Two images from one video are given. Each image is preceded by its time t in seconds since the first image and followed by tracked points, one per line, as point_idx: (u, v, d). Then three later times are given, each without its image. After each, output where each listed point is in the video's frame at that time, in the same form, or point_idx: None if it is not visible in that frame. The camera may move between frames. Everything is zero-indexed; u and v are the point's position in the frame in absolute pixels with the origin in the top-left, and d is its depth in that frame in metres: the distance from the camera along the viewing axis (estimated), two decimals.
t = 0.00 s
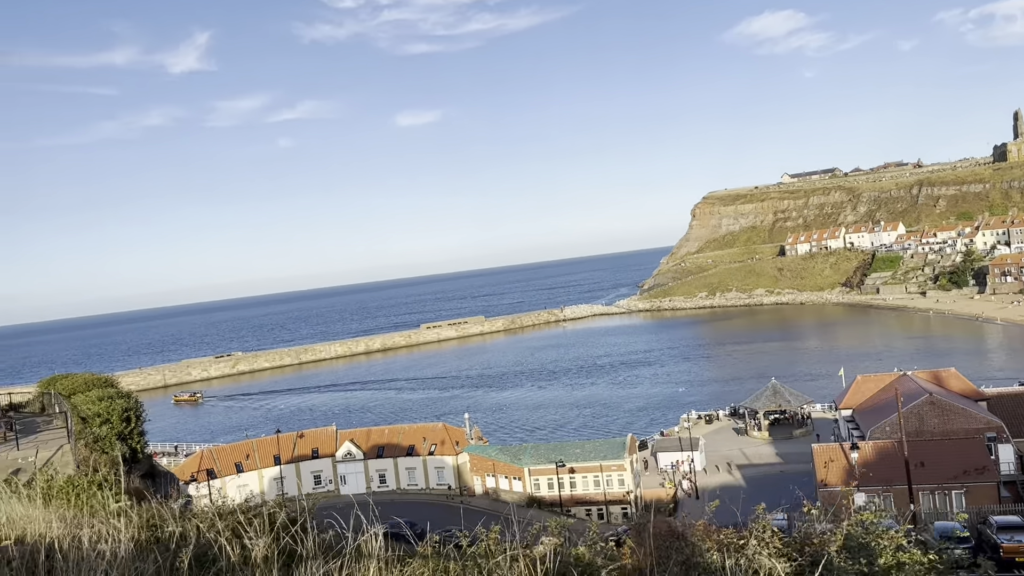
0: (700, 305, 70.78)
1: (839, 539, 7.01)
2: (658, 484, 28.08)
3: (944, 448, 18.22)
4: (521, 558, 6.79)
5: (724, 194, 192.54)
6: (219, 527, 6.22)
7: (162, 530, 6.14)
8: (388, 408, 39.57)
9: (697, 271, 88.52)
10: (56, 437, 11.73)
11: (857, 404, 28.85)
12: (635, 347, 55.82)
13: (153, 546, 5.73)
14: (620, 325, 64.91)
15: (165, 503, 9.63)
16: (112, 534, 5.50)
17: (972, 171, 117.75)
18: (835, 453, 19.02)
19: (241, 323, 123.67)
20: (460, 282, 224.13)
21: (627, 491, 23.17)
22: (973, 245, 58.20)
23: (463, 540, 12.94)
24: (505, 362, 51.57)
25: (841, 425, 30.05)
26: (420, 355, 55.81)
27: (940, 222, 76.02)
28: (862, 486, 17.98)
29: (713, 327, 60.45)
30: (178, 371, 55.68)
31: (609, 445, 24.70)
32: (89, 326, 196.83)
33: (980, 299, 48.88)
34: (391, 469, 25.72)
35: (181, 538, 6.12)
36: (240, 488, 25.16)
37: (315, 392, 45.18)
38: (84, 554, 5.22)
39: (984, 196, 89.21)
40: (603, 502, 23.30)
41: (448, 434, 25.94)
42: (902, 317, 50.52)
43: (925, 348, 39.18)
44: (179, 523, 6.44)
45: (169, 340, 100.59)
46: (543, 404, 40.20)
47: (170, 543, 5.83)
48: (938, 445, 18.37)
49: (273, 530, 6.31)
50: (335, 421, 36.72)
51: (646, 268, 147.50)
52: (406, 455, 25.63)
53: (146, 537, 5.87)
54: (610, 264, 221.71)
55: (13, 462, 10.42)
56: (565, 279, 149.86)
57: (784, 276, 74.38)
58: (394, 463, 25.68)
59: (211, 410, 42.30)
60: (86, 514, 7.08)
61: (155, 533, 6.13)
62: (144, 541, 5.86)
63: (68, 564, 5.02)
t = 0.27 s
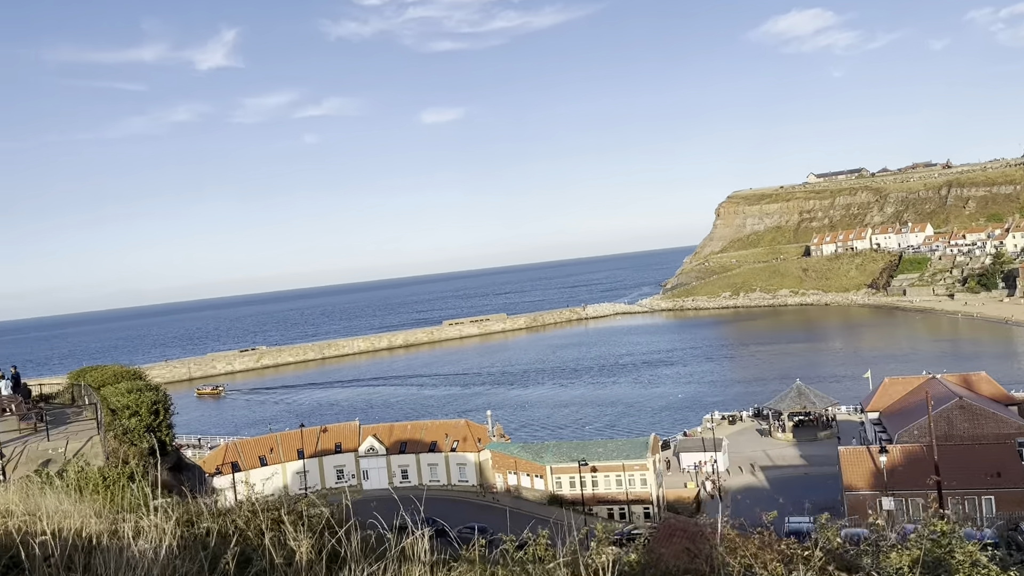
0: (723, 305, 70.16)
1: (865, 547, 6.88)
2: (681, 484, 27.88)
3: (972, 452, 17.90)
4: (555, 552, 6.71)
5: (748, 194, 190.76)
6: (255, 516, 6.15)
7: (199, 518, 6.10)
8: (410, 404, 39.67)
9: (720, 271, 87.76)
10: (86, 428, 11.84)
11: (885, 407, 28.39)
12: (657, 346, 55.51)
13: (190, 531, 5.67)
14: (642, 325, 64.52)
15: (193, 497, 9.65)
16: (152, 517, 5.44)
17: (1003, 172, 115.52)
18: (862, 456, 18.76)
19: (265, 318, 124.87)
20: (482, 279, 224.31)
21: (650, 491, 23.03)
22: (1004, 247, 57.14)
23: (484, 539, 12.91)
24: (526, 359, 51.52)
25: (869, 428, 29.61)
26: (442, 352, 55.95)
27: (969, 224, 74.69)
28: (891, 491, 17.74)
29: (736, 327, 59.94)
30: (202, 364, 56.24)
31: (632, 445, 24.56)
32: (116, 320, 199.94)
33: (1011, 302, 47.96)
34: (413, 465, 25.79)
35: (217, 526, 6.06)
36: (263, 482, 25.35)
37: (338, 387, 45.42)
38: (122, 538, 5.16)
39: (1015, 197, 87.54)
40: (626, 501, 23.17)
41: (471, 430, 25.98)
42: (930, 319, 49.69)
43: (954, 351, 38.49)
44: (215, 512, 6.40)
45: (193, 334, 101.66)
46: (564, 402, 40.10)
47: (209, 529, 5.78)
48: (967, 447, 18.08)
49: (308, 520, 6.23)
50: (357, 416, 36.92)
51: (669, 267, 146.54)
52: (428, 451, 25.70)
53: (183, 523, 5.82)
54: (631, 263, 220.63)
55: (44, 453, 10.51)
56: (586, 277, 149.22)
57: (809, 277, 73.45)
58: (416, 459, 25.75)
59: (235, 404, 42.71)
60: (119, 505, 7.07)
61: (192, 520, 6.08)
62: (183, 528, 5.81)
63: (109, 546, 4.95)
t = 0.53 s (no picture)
0: (745, 306, 69.53)
1: (888, 553, 6.77)
2: (701, 486, 27.67)
3: (1002, 460, 17.51)
4: (585, 552, 6.63)
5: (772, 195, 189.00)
6: (287, 504, 6.08)
7: (232, 505, 6.02)
8: (430, 400, 39.81)
9: (743, 272, 87.00)
10: (112, 419, 11.94)
11: (911, 411, 27.92)
12: (679, 346, 55.15)
13: (226, 520, 5.60)
14: (663, 325, 64.10)
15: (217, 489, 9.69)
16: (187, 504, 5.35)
17: None
18: (888, 461, 18.37)
19: (288, 311, 125.98)
20: (502, 276, 224.26)
21: (671, 492, 22.89)
22: None
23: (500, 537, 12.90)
24: (547, 357, 51.43)
25: (894, 433, 29.14)
26: (462, 348, 56.01)
27: (998, 228, 73.44)
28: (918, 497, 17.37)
29: (758, 329, 59.40)
30: (225, 356, 56.71)
31: (653, 445, 24.39)
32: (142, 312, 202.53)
33: None
34: (433, 461, 25.83)
35: (251, 514, 5.98)
36: (284, 475, 25.53)
37: (359, 382, 45.61)
38: (153, 529, 5.08)
39: None
40: (646, 501, 23.04)
41: (491, 428, 25.97)
42: (958, 323, 48.90)
43: (981, 356, 37.84)
44: (245, 502, 6.33)
45: (216, 327, 102.56)
46: (585, 401, 39.95)
47: (239, 519, 5.69)
48: (996, 455, 17.65)
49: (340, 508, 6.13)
50: (378, 411, 37.06)
51: (691, 267, 145.57)
52: (448, 447, 25.73)
53: (217, 511, 5.73)
54: (652, 263, 219.49)
55: (70, 442, 10.64)
56: (606, 276, 148.48)
57: (833, 279, 72.58)
58: (436, 455, 25.79)
59: (257, 397, 43.03)
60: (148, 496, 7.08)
61: (226, 509, 6.02)
62: (217, 517, 5.74)
63: (143, 536, 4.87)
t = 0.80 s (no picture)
0: (769, 307, 68.75)
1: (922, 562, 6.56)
2: (723, 488, 27.34)
3: None
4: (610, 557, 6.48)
5: (797, 196, 186.78)
6: (313, 499, 5.98)
7: (258, 499, 5.93)
8: (450, 396, 39.82)
9: (768, 274, 86.01)
10: (136, 409, 11.98)
11: (940, 417, 27.36)
12: (701, 347, 54.68)
13: (253, 516, 5.49)
14: (686, 325, 63.57)
15: (239, 482, 9.68)
16: (213, 499, 5.26)
17: None
18: (915, 467, 18.00)
19: (310, 306, 126.88)
20: (523, 274, 223.77)
21: (692, 493, 22.68)
22: None
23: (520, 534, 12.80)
24: (568, 356, 51.23)
25: (921, 438, 28.57)
26: (483, 345, 55.96)
27: None
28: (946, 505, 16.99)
29: (783, 331, 58.68)
30: (248, 349, 57.14)
31: (675, 446, 24.17)
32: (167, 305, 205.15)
33: None
34: (453, 457, 25.83)
35: (277, 509, 5.87)
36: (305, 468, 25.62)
37: (380, 377, 45.72)
38: (178, 525, 4.99)
39: None
40: (667, 503, 22.83)
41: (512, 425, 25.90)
42: (988, 327, 47.91)
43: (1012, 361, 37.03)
44: (271, 496, 6.23)
45: (239, 320, 103.35)
46: (605, 400, 39.72)
47: (265, 514, 5.59)
48: None
49: (367, 504, 6.03)
50: (399, 407, 37.12)
51: (714, 268, 144.35)
52: (469, 444, 25.70)
53: (243, 505, 5.64)
54: (675, 263, 217.82)
55: (95, 431, 10.72)
56: (628, 275, 147.46)
57: (859, 281, 71.54)
58: (456, 452, 25.77)
59: (279, 390, 43.31)
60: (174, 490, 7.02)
61: (251, 504, 5.93)
62: (244, 512, 5.65)
63: (171, 532, 4.80)
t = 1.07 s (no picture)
0: (792, 309, 68.00)
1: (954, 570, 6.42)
2: (744, 491, 27.07)
3: None
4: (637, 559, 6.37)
5: (823, 198, 184.51)
6: (340, 497, 5.90)
7: (285, 496, 5.85)
8: (470, 393, 39.83)
9: (793, 275, 85.11)
10: (161, 401, 11.96)
11: (967, 423, 26.85)
12: (723, 348, 54.21)
13: (281, 514, 5.41)
14: (708, 325, 63.05)
15: (262, 476, 9.63)
16: (240, 498, 5.17)
17: None
18: (943, 474, 17.68)
19: (332, 301, 127.69)
20: (544, 272, 223.24)
21: (713, 495, 22.43)
22: None
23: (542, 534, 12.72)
24: (588, 354, 51.03)
25: (948, 444, 28.07)
26: (503, 343, 55.91)
27: None
28: (973, 512, 16.62)
29: (806, 333, 58.03)
30: (271, 342, 57.50)
31: (697, 448, 23.92)
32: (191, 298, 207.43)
33: None
34: (473, 454, 25.78)
35: (303, 507, 5.78)
36: (326, 462, 25.74)
37: (400, 372, 45.82)
38: (206, 525, 4.90)
39: None
40: (686, 504, 22.62)
41: (532, 423, 25.84)
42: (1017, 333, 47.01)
43: None
44: (296, 493, 6.16)
45: (261, 313, 104.02)
46: (626, 400, 39.48)
47: (292, 513, 5.51)
48: None
49: (395, 505, 5.94)
50: (419, 402, 37.19)
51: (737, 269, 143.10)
52: (489, 441, 25.68)
53: (270, 502, 5.57)
54: (698, 263, 216.54)
55: (120, 422, 10.78)
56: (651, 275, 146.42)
57: (885, 284, 70.55)
58: (476, 448, 25.74)
59: (301, 383, 43.54)
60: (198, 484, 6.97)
61: (277, 501, 5.85)
62: (271, 509, 5.57)
63: (198, 531, 4.71)
